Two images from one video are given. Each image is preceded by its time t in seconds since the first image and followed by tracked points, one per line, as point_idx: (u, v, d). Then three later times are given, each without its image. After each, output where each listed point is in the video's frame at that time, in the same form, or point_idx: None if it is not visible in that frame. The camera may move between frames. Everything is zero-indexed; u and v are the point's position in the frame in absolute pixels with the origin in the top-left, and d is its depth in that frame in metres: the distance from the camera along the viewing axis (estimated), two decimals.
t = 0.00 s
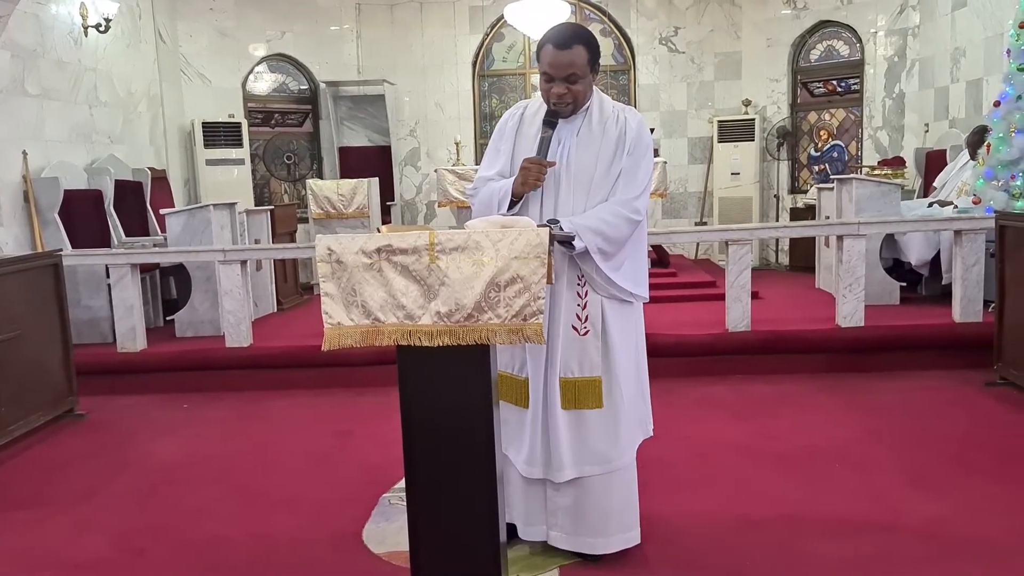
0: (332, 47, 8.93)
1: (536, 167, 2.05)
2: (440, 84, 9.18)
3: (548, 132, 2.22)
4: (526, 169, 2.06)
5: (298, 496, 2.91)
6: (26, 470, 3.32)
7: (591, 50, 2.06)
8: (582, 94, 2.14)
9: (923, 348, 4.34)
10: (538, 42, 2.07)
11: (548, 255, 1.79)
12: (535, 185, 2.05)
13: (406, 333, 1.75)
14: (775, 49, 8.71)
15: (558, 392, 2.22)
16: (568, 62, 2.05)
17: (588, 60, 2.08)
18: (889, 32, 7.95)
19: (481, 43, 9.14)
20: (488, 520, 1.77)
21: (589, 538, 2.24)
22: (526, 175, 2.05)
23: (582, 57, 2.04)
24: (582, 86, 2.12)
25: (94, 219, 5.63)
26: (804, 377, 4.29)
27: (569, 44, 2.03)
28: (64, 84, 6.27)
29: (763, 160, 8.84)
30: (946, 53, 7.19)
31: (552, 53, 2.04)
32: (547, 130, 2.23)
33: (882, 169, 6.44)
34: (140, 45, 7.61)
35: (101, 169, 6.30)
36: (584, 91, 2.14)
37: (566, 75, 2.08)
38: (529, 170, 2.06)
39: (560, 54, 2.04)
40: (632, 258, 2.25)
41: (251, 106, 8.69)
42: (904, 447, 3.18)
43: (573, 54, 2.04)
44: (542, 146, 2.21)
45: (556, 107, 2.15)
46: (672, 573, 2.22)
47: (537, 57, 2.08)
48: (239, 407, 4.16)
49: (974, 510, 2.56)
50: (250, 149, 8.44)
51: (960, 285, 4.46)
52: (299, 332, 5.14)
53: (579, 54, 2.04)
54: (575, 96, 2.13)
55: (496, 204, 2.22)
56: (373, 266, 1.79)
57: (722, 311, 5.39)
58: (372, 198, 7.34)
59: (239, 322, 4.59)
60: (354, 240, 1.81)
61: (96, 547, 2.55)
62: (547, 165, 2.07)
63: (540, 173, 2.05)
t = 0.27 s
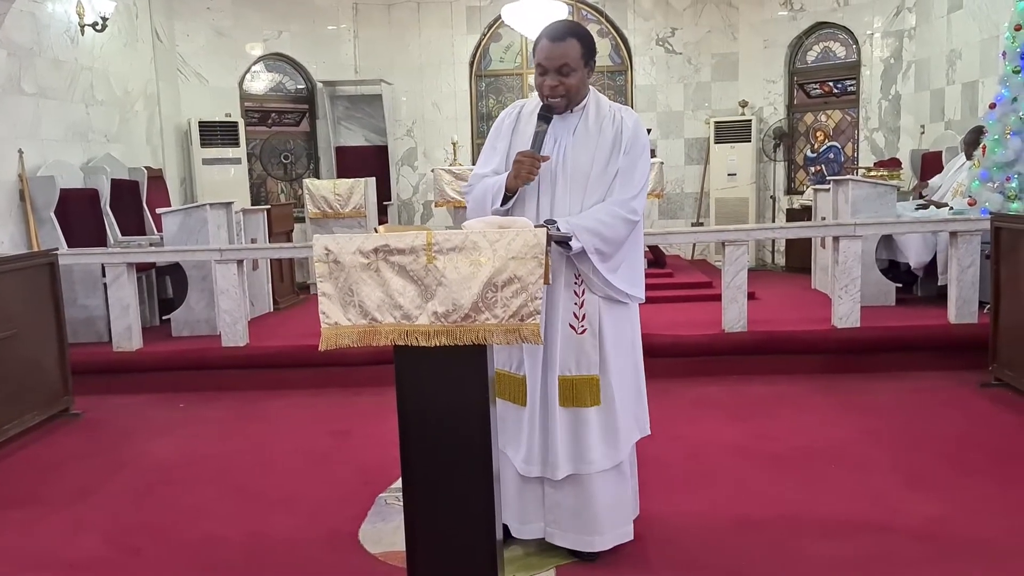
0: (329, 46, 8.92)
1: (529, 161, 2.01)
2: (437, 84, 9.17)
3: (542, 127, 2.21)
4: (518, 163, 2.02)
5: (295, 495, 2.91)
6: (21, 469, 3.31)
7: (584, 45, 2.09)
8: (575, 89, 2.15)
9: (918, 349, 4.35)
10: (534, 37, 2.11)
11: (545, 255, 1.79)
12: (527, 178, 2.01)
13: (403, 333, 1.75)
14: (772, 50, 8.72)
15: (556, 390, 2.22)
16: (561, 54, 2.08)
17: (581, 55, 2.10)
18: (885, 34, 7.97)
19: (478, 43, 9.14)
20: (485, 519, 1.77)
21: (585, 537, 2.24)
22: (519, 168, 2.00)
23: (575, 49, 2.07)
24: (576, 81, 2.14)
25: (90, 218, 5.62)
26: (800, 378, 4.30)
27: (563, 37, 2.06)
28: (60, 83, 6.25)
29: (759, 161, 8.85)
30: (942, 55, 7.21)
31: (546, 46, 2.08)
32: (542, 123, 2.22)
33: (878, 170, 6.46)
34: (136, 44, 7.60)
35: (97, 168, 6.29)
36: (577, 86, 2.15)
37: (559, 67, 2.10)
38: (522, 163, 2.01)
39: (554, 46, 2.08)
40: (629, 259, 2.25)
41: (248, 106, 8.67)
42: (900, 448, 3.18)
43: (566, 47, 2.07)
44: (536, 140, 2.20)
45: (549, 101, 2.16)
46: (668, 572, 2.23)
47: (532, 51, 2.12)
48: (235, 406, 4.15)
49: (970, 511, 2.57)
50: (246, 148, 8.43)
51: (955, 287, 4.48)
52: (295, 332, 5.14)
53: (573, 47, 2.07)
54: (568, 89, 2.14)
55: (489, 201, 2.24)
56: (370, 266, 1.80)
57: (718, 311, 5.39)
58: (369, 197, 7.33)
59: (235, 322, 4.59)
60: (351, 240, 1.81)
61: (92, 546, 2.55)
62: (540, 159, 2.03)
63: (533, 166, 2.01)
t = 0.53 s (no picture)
0: (327, 46, 8.92)
1: (515, 139, 1.99)
2: (435, 84, 9.18)
3: (531, 110, 2.13)
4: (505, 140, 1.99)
5: (292, 495, 2.91)
6: (18, 469, 3.30)
7: (574, 35, 2.12)
8: (561, 77, 2.15)
9: (914, 351, 4.36)
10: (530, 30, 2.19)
11: (542, 256, 1.79)
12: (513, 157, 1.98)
13: (401, 334, 1.75)
14: (770, 52, 8.73)
15: (554, 389, 2.22)
16: (550, 40, 2.11)
17: (572, 45, 2.13)
18: (882, 36, 7.99)
19: (476, 44, 9.15)
20: (481, 517, 1.78)
21: (581, 536, 2.24)
22: (504, 145, 1.98)
23: (563, 36, 2.11)
24: (563, 70, 2.15)
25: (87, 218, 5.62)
26: (796, 379, 4.31)
27: (553, 25, 2.12)
28: (58, 82, 6.24)
29: (757, 163, 8.87)
30: (939, 57, 7.22)
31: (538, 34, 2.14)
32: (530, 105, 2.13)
33: (875, 172, 6.47)
34: (134, 44, 7.59)
35: (94, 168, 6.28)
36: (564, 76, 2.15)
37: (547, 54, 2.13)
38: (508, 141, 1.99)
39: (544, 34, 2.13)
40: (626, 260, 2.25)
41: (246, 106, 8.66)
42: (896, 449, 3.19)
43: (555, 34, 2.11)
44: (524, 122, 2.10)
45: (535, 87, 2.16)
46: (664, 573, 2.23)
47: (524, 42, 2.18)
48: (232, 406, 4.15)
49: (966, 512, 2.58)
50: (243, 149, 8.41)
51: (952, 288, 4.49)
52: (292, 332, 5.13)
53: (562, 34, 2.11)
54: (554, 76, 2.15)
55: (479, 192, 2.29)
56: (368, 267, 1.80)
57: (715, 312, 5.40)
58: (366, 198, 7.33)
59: (232, 322, 4.59)
60: (349, 240, 1.81)
61: (89, 546, 2.55)
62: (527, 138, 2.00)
63: (519, 145, 1.98)
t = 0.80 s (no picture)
0: (326, 46, 8.92)
1: (503, 125, 2.02)
2: (433, 84, 9.18)
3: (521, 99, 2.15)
4: (493, 126, 2.02)
5: (289, 495, 2.91)
6: (15, 468, 3.30)
7: (568, 32, 2.14)
8: (553, 72, 2.15)
9: (912, 352, 4.37)
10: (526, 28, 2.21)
11: (539, 256, 1.80)
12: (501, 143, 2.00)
13: (397, 333, 1.75)
14: (768, 53, 8.74)
15: (550, 386, 2.23)
16: (543, 35, 2.13)
17: (565, 42, 2.14)
18: (881, 37, 8.01)
19: (475, 44, 9.15)
20: (478, 514, 1.78)
21: (580, 534, 2.24)
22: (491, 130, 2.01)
23: (558, 32, 2.12)
24: (555, 66, 2.15)
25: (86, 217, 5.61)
26: (794, 380, 4.31)
27: (548, 22, 2.14)
28: (56, 82, 6.24)
29: (754, 163, 8.88)
30: (937, 58, 7.23)
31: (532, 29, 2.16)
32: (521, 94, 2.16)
33: (872, 173, 6.47)
34: (133, 43, 7.58)
35: (92, 166, 6.27)
36: (556, 72, 2.15)
37: (540, 48, 2.14)
38: (496, 127, 2.02)
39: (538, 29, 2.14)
40: (623, 259, 2.25)
41: (244, 105, 8.64)
42: (893, 450, 3.20)
43: (549, 29, 2.13)
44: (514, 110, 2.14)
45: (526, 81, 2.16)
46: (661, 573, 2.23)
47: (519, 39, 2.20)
48: (230, 406, 4.15)
49: (962, 513, 2.58)
50: (242, 148, 8.41)
51: (949, 289, 4.50)
52: (290, 332, 5.13)
53: (556, 31, 2.12)
54: (546, 69, 2.15)
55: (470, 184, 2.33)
56: (365, 266, 1.80)
57: (712, 313, 5.41)
58: (364, 197, 7.33)
59: (229, 321, 4.59)
60: (346, 240, 1.81)
61: (86, 545, 2.54)
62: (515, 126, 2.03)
63: (507, 130, 2.01)
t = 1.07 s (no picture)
0: (325, 46, 8.92)
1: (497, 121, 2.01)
2: (432, 84, 9.19)
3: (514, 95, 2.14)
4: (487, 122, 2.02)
5: (287, 495, 2.91)
6: (12, 467, 3.30)
7: (564, 32, 2.14)
8: (546, 70, 2.16)
9: (909, 353, 4.37)
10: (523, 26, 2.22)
11: (535, 257, 1.80)
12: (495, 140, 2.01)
13: (394, 333, 1.76)
14: (766, 53, 8.75)
15: (544, 385, 2.23)
16: (538, 34, 2.13)
17: (560, 42, 2.15)
18: (880, 38, 8.04)
19: (474, 44, 9.16)
20: (473, 512, 1.78)
21: (575, 534, 2.25)
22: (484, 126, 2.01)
23: (553, 32, 2.13)
24: (549, 65, 2.16)
25: (84, 216, 5.61)
26: (791, 380, 4.32)
27: (544, 21, 2.15)
28: (55, 81, 6.24)
29: (753, 164, 8.88)
30: (936, 60, 7.23)
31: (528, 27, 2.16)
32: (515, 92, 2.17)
33: (871, 173, 6.48)
34: (132, 42, 7.58)
35: (91, 166, 6.27)
36: (549, 72, 2.17)
37: (534, 47, 2.15)
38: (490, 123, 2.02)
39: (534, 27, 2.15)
40: (620, 258, 2.26)
41: (243, 105, 8.64)
42: (890, 451, 3.20)
43: (545, 29, 2.13)
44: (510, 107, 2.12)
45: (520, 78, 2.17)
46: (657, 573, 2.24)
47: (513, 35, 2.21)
48: (228, 405, 4.15)
49: (959, 514, 2.58)
50: (241, 148, 8.41)
51: (948, 290, 4.50)
52: (288, 331, 5.14)
53: (551, 30, 2.13)
54: (539, 66, 2.16)
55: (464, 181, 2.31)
56: (362, 266, 1.80)
57: (710, 313, 5.41)
58: (363, 197, 7.33)
59: (228, 321, 4.60)
60: (343, 239, 1.81)
61: (83, 544, 2.55)
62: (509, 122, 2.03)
63: (500, 127, 2.01)
